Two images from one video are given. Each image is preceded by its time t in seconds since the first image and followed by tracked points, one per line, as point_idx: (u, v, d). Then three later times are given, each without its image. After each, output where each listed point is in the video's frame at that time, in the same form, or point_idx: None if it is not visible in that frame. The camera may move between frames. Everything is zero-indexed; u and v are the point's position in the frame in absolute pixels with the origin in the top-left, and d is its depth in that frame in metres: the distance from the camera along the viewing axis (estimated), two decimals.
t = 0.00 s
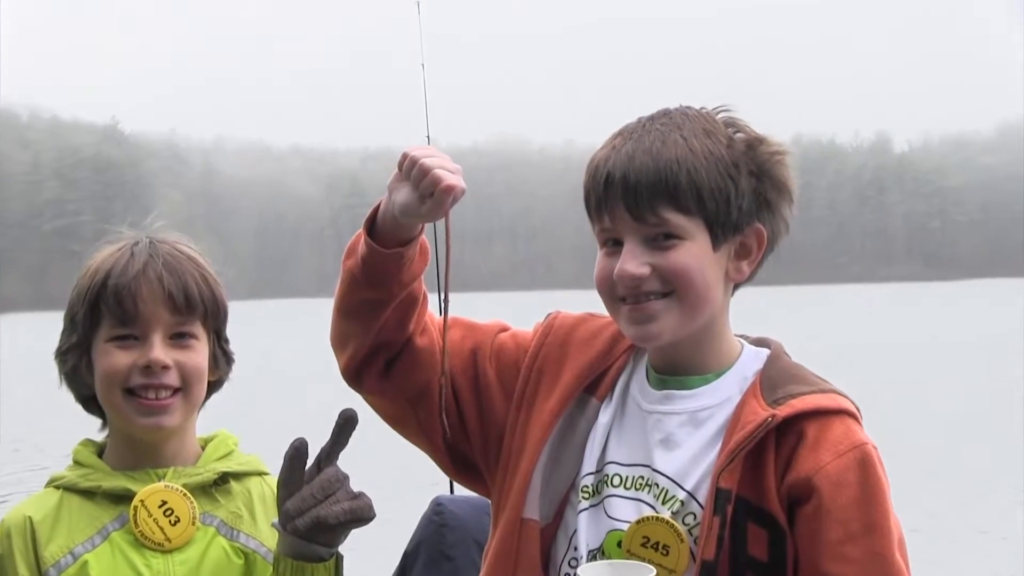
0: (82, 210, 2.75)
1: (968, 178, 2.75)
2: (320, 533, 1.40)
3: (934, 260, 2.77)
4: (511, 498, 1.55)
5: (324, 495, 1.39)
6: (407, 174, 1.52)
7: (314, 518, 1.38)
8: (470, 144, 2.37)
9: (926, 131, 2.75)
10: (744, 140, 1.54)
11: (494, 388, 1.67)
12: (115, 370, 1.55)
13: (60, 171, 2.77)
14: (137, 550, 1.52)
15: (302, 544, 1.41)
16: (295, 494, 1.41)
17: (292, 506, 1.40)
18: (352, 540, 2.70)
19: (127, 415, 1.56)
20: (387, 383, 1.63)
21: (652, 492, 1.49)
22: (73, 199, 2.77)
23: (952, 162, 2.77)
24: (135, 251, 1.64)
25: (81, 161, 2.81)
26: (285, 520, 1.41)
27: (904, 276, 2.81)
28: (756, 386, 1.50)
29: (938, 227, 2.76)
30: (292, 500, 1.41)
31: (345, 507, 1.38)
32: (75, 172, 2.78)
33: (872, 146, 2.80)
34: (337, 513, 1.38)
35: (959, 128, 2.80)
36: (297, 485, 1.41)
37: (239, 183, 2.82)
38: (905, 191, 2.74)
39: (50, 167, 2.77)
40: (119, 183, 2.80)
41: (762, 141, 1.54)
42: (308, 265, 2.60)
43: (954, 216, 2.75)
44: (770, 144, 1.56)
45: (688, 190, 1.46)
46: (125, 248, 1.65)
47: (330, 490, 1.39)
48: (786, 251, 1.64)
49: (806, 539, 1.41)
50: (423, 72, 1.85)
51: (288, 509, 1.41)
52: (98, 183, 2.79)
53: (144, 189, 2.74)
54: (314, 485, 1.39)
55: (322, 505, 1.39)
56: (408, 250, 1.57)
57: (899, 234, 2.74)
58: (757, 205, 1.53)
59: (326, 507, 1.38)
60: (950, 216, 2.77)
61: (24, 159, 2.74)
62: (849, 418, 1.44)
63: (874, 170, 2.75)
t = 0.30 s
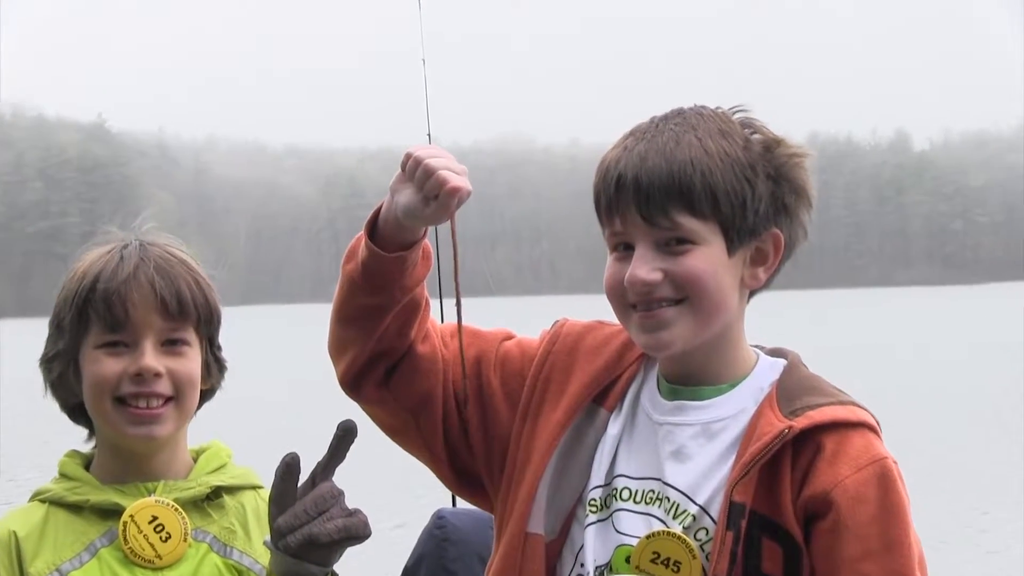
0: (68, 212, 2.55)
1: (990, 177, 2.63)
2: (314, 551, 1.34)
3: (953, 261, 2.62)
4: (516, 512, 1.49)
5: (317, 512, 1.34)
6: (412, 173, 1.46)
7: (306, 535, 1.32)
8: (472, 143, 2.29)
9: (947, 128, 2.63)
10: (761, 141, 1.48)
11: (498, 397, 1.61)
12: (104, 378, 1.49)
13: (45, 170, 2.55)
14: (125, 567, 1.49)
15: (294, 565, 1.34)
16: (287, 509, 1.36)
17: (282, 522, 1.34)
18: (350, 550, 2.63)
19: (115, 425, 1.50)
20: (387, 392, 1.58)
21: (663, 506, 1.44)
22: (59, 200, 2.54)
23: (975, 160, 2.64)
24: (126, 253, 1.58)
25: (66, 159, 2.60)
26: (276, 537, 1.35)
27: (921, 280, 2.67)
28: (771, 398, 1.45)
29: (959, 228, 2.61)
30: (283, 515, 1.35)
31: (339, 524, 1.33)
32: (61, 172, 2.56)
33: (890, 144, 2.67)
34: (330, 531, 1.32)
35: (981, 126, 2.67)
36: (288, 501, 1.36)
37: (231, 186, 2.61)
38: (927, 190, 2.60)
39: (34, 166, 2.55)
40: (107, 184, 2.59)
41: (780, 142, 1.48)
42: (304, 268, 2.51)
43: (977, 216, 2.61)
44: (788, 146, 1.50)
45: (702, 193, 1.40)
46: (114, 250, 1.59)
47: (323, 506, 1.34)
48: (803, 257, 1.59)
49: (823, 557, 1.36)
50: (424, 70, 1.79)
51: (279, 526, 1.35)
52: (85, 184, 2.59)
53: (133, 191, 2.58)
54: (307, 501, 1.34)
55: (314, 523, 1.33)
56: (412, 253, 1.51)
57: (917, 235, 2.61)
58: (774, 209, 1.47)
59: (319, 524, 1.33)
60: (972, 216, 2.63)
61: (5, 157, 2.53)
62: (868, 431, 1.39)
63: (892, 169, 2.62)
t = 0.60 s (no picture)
0: (49, 196, 2.44)
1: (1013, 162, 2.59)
2: (309, 553, 1.29)
3: (975, 250, 2.46)
4: (520, 510, 1.44)
5: (312, 512, 1.29)
6: (412, 155, 1.41)
7: (300, 537, 1.27)
8: (472, 127, 2.22)
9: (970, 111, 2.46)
10: (776, 125, 1.42)
11: (502, 391, 1.55)
12: (92, 370, 1.46)
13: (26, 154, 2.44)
14: (115, 567, 1.45)
15: (287, 567, 1.29)
16: (281, 509, 1.31)
17: (277, 523, 1.30)
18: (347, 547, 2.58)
19: (105, 418, 1.47)
20: (387, 386, 1.52)
21: (673, 504, 1.38)
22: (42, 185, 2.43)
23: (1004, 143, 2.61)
24: (115, 241, 1.54)
25: (49, 143, 2.48)
26: (269, 538, 1.30)
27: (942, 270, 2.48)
28: (786, 392, 1.39)
29: (983, 216, 2.46)
30: (277, 516, 1.30)
31: (335, 525, 1.28)
32: (43, 156, 2.44)
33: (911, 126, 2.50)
34: (325, 532, 1.27)
35: (1008, 105, 2.52)
36: (284, 501, 1.31)
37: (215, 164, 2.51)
38: (946, 175, 2.44)
39: (14, 151, 2.44)
40: (92, 169, 2.45)
41: (795, 126, 1.43)
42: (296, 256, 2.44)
43: (1000, 203, 2.46)
44: (804, 130, 1.44)
45: (715, 178, 1.34)
46: (102, 238, 1.55)
47: (320, 506, 1.29)
48: (818, 246, 1.53)
49: (839, 557, 1.31)
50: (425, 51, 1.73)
51: (273, 527, 1.30)
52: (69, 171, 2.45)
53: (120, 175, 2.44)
54: (302, 500, 1.29)
55: (309, 523, 1.28)
56: (413, 240, 1.45)
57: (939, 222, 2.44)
58: (789, 196, 1.41)
59: (314, 525, 1.28)
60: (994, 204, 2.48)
61: None
62: (887, 427, 1.34)
63: (913, 153, 2.45)
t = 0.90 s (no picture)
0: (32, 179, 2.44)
1: None
2: (302, 552, 1.23)
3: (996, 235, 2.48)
4: (526, 505, 1.38)
5: (305, 509, 1.23)
6: (411, 135, 1.35)
7: (293, 535, 1.21)
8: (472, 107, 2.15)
9: (990, 93, 2.48)
10: (792, 102, 1.36)
11: (506, 381, 1.49)
12: (75, 361, 1.40)
13: (8, 135, 2.44)
14: (101, 564, 1.40)
15: (279, 566, 1.24)
16: (274, 505, 1.25)
17: (268, 520, 1.24)
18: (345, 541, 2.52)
19: (91, 411, 1.41)
20: (387, 375, 1.46)
21: (685, 499, 1.32)
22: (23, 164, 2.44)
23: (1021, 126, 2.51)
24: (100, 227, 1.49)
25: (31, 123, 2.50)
26: (261, 535, 1.24)
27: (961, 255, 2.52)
28: (804, 381, 1.33)
29: (1004, 198, 2.51)
30: (270, 511, 1.25)
31: (330, 523, 1.22)
32: (26, 137, 2.44)
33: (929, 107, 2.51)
34: (318, 529, 1.21)
35: None
36: (277, 497, 1.25)
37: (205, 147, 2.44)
38: (966, 158, 2.47)
39: None
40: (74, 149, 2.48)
41: (813, 104, 1.37)
42: (290, 242, 2.37)
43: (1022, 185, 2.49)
44: (821, 108, 1.38)
45: (729, 157, 1.28)
46: (87, 223, 1.50)
47: (313, 503, 1.23)
48: (836, 229, 1.47)
49: (858, 555, 1.25)
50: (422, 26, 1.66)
51: (265, 524, 1.24)
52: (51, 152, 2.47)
53: (102, 157, 2.44)
54: (295, 496, 1.23)
55: (302, 521, 1.22)
56: (413, 222, 1.40)
57: (958, 206, 2.47)
58: (806, 176, 1.35)
59: (306, 522, 1.22)
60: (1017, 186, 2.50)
61: None
62: (909, 419, 1.27)
63: (932, 134, 2.49)
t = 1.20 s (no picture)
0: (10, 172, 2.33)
1: None
2: (293, 560, 1.17)
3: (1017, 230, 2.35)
4: (529, 511, 1.33)
5: (297, 516, 1.17)
6: (416, 124, 1.28)
7: (284, 543, 1.16)
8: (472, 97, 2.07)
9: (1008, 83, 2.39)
10: (811, 93, 1.30)
11: (509, 381, 1.44)
12: (55, 363, 1.35)
13: None
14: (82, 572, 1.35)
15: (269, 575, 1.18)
16: (265, 511, 1.19)
17: (258, 527, 1.18)
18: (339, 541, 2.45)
19: (72, 415, 1.36)
20: (384, 375, 1.40)
21: (695, 505, 1.27)
22: None
23: None
24: (82, 223, 1.43)
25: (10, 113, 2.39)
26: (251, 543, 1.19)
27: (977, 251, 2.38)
28: (820, 383, 1.28)
29: None
30: (260, 518, 1.19)
31: (322, 531, 1.16)
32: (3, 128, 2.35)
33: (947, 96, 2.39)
34: (311, 538, 1.15)
35: None
36: (268, 502, 1.19)
37: (194, 138, 2.36)
38: (984, 150, 2.37)
39: None
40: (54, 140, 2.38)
41: (832, 95, 1.31)
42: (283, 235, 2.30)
43: None
44: (840, 100, 1.33)
45: (744, 150, 1.23)
46: (68, 218, 1.44)
47: (306, 509, 1.17)
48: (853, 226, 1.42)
49: (875, 565, 1.20)
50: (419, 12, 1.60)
51: (255, 531, 1.18)
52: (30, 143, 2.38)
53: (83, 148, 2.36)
54: (289, 502, 1.17)
55: (293, 528, 1.17)
56: (415, 216, 1.33)
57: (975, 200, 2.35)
58: (824, 170, 1.30)
59: (298, 530, 1.16)
60: None
61: None
62: (929, 422, 1.22)
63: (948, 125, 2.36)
